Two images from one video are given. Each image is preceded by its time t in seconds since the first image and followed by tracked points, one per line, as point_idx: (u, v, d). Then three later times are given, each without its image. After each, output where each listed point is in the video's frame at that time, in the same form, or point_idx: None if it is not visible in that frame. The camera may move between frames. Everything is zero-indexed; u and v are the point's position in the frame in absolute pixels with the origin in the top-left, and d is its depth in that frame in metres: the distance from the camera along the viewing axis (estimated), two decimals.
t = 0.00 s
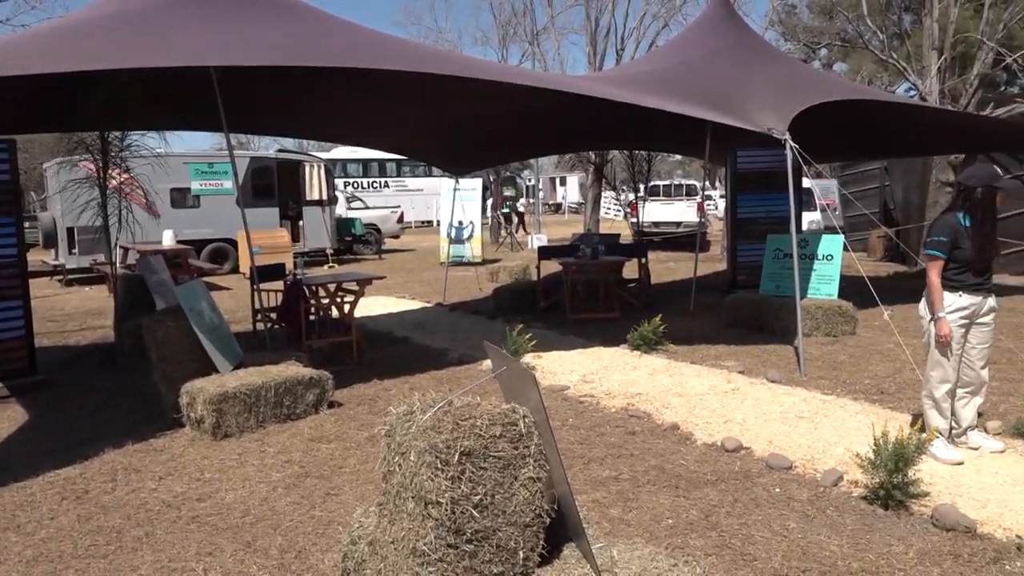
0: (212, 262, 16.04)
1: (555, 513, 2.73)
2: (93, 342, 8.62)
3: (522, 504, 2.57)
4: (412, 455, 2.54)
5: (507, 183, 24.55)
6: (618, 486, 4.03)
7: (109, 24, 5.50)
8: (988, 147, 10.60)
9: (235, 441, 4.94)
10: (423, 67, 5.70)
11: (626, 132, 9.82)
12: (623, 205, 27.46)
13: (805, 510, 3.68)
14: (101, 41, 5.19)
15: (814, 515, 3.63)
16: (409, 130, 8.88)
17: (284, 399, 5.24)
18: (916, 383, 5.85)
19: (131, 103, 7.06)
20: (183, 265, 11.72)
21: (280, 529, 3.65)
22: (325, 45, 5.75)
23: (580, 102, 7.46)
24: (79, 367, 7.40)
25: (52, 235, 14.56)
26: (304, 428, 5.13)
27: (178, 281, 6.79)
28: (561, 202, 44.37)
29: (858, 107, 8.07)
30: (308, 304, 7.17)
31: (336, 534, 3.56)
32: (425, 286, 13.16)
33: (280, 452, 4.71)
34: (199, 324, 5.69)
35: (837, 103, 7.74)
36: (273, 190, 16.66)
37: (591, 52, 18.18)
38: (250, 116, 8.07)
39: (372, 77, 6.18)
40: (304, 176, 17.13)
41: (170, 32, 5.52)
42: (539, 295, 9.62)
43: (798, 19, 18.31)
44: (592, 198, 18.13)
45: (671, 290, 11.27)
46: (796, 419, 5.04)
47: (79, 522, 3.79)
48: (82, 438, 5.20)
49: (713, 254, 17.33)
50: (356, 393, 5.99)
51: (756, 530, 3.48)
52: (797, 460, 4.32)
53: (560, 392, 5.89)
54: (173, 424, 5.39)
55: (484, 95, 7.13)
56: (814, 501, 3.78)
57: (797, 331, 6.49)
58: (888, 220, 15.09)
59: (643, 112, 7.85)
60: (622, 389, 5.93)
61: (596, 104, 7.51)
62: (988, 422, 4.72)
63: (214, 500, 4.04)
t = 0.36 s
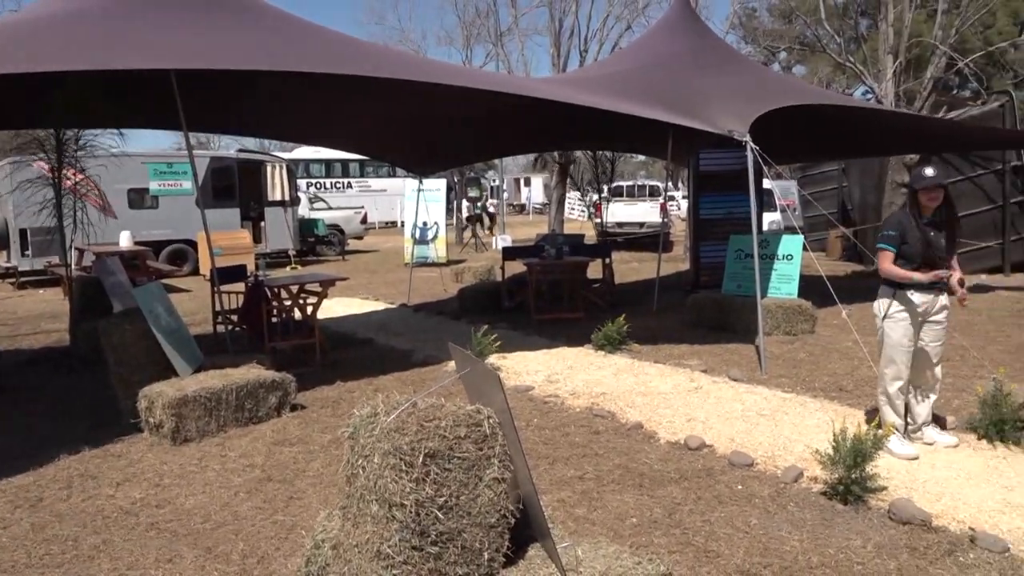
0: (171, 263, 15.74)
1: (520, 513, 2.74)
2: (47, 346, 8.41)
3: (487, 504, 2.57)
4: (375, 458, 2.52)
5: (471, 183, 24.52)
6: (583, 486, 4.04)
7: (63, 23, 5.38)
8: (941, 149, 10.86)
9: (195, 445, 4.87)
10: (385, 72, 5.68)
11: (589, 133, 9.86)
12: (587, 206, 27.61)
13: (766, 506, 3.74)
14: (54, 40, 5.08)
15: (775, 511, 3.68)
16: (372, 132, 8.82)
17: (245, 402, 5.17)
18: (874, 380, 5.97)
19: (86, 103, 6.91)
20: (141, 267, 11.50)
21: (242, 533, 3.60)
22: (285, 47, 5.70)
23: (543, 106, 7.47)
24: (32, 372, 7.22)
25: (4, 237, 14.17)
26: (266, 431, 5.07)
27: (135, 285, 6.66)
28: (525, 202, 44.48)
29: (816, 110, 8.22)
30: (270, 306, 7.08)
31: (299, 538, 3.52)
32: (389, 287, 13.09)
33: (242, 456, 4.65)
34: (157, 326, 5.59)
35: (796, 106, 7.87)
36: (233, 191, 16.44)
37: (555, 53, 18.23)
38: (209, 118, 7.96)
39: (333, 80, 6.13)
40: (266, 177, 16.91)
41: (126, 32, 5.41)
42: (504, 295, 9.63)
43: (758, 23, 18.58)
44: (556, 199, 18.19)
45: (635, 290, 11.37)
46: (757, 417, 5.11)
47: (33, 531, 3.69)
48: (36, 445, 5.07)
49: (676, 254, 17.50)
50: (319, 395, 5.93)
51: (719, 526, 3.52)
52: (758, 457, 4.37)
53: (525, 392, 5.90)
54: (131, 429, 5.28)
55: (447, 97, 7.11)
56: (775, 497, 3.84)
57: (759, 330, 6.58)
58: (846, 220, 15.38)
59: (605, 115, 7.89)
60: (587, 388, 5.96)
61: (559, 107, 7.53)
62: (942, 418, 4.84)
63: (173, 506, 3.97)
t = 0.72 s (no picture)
0: (113, 266, 15.30)
1: (471, 514, 2.74)
2: None
3: (439, 506, 2.56)
4: (325, 461, 2.49)
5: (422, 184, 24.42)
6: (535, 486, 4.05)
7: None
8: (880, 149, 11.18)
9: (138, 452, 4.74)
10: (335, 74, 5.62)
11: (539, 135, 9.90)
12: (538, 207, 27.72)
13: (715, 502, 3.80)
14: None
15: (723, 506, 3.74)
16: (321, 133, 8.72)
17: (191, 408, 5.06)
18: (817, 377, 6.11)
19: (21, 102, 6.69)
20: (80, 270, 11.17)
21: (188, 542, 3.52)
22: (231, 47, 5.59)
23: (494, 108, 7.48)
24: None
25: None
26: (212, 437, 4.97)
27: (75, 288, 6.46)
28: (476, 203, 44.48)
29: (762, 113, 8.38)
30: (216, 309, 6.94)
31: (246, 545, 3.46)
32: (339, 289, 12.96)
33: (187, 463, 4.55)
34: (98, 332, 5.46)
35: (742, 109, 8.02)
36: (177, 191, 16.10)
37: (506, 54, 18.26)
38: (152, 117, 7.77)
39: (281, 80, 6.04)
40: (212, 177, 16.60)
41: (64, 29, 5.25)
42: (455, 297, 9.61)
43: (705, 27, 18.87)
44: (507, 199, 18.22)
45: (586, 290, 11.45)
46: (706, 414, 5.18)
47: None
48: None
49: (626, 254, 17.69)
50: (268, 400, 5.84)
51: (669, 523, 3.56)
52: (707, 454, 4.44)
53: (477, 393, 5.89)
54: (71, 437, 5.12)
55: (398, 98, 7.06)
56: (723, 493, 3.90)
57: (707, 329, 6.68)
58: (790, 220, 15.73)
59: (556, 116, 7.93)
60: (539, 389, 5.97)
61: (510, 109, 7.54)
62: (883, 412, 4.98)
63: (116, 515, 3.86)
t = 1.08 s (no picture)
0: (56, 269, 14.89)
1: (428, 517, 2.72)
2: None
3: (395, 510, 2.54)
4: (278, 467, 2.46)
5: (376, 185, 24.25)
6: (492, 487, 4.05)
7: None
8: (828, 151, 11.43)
9: (84, 461, 4.62)
10: (285, 72, 5.55)
11: (494, 135, 9.91)
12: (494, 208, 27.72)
13: (670, 499, 3.84)
14: None
15: (678, 504, 3.78)
16: (273, 133, 8.60)
17: (139, 414, 4.95)
18: (769, 374, 6.22)
19: None
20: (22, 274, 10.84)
21: (137, 552, 3.44)
22: (178, 45, 5.49)
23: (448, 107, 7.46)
24: None
25: None
26: (162, 444, 4.86)
27: (15, 294, 6.25)
28: (431, 205, 44.31)
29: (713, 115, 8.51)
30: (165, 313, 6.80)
31: (198, 554, 3.39)
32: (292, 291, 12.79)
33: (136, 470, 4.44)
34: (41, 336, 5.29)
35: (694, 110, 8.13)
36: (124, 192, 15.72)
37: (459, 55, 18.23)
38: (97, 117, 7.58)
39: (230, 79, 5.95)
40: (160, 177, 16.32)
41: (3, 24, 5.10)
42: (411, 298, 9.55)
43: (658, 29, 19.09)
44: (462, 200, 18.19)
45: (541, 290, 11.48)
46: (661, 413, 5.24)
47: None
48: None
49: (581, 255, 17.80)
50: (219, 405, 5.74)
51: (625, 521, 3.59)
52: (662, 452, 4.49)
53: (433, 395, 5.87)
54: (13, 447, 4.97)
55: (351, 98, 7.01)
56: (678, 491, 3.94)
57: (661, 328, 6.76)
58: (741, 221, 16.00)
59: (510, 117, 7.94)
60: (495, 390, 5.97)
61: (465, 109, 7.54)
62: (832, 408, 5.09)
63: (61, 526, 3.76)
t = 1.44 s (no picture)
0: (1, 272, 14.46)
1: (387, 520, 2.71)
2: None
3: (354, 513, 2.52)
4: (233, 472, 2.42)
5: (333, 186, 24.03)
6: (452, 488, 4.04)
7: None
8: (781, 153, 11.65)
9: (31, 470, 4.49)
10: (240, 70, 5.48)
11: (453, 136, 9.90)
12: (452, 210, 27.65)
13: (629, 497, 3.87)
14: None
15: (638, 502, 3.82)
16: (227, 132, 8.47)
17: (89, 421, 4.83)
18: (724, 373, 6.30)
19: None
20: None
21: (87, 562, 3.36)
22: (128, 41, 5.38)
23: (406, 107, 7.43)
24: None
25: None
26: (113, 451, 4.75)
27: None
28: (389, 206, 44.03)
29: (669, 116, 8.61)
30: (116, 317, 6.65)
31: (152, 562, 3.32)
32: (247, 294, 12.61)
33: (86, 479, 4.33)
34: None
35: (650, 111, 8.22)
36: (72, 194, 15.33)
37: (417, 56, 18.15)
38: (43, 115, 7.39)
39: (183, 77, 5.85)
40: (109, 178, 16.02)
41: None
42: (370, 301, 9.47)
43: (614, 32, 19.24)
44: (421, 201, 18.15)
45: (500, 291, 11.49)
46: (619, 412, 5.27)
47: None
48: None
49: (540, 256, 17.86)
50: (172, 410, 5.62)
51: (584, 521, 3.61)
52: (621, 451, 4.52)
53: (392, 398, 5.82)
54: None
55: (307, 97, 6.94)
56: (636, 489, 3.97)
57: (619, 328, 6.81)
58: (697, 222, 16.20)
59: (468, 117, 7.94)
60: (454, 391, 5.95)
61: (423, 109, 7.51)
62: (786, 405, 5.18)
63: (6, 537, 3.64)
